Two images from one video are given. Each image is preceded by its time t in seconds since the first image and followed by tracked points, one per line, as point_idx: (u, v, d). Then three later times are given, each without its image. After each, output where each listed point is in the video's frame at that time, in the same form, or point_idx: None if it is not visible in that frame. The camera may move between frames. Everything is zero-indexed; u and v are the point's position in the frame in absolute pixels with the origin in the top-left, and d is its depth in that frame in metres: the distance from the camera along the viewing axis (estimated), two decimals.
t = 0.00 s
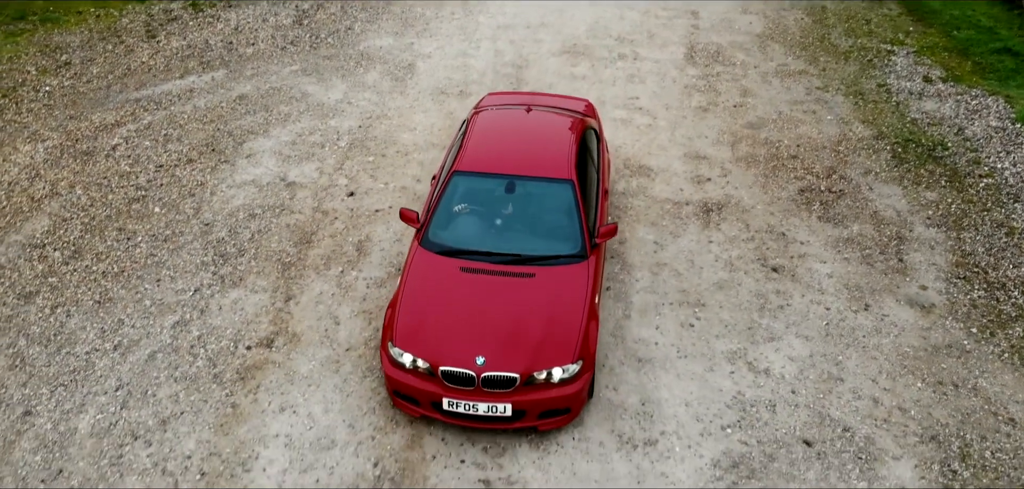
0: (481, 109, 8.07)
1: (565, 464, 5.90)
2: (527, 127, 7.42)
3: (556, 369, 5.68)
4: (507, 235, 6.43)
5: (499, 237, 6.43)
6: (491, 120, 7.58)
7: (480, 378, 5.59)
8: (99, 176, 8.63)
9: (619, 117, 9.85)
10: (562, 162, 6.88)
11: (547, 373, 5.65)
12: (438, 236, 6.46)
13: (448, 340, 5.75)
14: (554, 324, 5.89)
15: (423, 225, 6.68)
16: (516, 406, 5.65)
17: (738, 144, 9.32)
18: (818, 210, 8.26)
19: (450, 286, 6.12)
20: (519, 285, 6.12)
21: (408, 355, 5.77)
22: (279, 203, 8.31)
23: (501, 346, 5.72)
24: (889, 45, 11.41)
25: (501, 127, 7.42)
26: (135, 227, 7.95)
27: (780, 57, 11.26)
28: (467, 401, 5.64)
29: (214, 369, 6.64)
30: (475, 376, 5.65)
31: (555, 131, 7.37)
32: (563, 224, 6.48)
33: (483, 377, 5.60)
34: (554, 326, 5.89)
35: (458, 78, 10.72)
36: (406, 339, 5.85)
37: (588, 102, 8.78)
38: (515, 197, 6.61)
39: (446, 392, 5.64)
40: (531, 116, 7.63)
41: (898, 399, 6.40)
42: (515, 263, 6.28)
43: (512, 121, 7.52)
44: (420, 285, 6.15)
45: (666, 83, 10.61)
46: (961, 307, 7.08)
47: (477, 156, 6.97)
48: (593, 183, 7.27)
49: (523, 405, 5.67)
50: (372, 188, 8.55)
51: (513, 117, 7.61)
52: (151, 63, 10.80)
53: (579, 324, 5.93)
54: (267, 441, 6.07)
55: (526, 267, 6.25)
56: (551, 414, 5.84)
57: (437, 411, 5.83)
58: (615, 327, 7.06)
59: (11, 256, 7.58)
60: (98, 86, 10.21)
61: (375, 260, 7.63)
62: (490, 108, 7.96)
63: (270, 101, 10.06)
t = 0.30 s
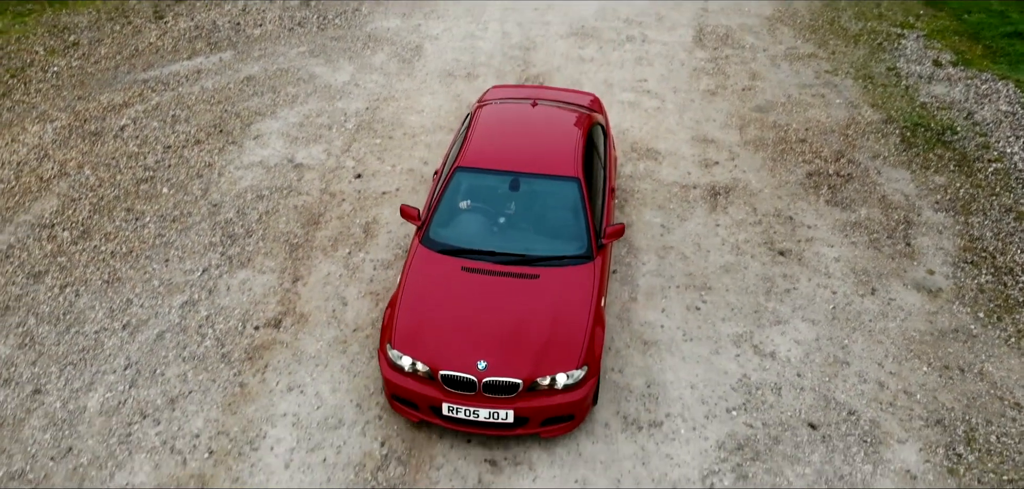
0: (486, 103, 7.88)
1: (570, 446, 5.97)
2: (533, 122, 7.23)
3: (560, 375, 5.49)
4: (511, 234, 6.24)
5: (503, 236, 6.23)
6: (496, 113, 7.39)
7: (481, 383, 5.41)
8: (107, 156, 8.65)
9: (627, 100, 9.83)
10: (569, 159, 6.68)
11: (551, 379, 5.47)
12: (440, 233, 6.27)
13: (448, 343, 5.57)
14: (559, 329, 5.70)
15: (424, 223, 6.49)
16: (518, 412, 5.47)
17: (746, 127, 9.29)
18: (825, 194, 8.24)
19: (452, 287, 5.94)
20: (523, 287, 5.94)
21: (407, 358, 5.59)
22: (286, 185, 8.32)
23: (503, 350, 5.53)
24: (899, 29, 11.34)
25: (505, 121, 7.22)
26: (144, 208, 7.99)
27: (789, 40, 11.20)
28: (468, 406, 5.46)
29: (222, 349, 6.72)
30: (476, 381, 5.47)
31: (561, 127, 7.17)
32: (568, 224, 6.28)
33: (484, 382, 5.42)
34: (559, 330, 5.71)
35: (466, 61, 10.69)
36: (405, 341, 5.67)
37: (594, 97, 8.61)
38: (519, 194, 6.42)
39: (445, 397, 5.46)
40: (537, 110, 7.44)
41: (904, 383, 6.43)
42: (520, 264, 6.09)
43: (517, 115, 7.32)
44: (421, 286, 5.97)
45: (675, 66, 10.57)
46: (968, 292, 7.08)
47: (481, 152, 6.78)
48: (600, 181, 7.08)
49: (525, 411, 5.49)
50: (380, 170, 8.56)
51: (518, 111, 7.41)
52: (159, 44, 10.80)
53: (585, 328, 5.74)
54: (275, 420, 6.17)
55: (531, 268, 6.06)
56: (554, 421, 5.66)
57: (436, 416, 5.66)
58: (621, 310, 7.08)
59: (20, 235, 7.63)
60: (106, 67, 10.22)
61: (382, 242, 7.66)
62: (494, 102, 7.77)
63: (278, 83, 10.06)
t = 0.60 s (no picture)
0: (489, 92, 7.64)
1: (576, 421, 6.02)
2: (538, 112, 6.97)
3: (564, 378, 5.30)
4: (514, 230, 6.02)
5: (506, 232, 6.01)
6: (500, 102, 7.16)
7: (482, 386, 5.21)
8: (117, 130, 8.67)
9: (636, 76, 9.79)
10: (574, 151, 6.44)
11: (555, 382, 5.27)
12: (440, 229, 6.05)
13: (448, 344, 5.37)
14: (564, 330, 5.49)
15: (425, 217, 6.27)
16: (520, 416, 5.28)
17: (757, 104, 9.24)
18: (835, 171, 8.22)
19: (452, 285, 5.73)
20: (526, 285, 5.72)
21: (405, 360, 5.39)
22: (295, 159, 8.34)
23: (505, 353, 5.33)
24: (912, 6, 11.23)
25: (510, 110, 6.99)
26: (153, 181, 8.02)
27: (801, 17, 11.12)
28: (468, 410, 5.27)
29: (231, 322, 6.78)
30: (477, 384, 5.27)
31: (567, 117, 6.93)
32: (574, 220, 6.06)
33: (485, 386, 5.22)
34: (563, 330, 5.50)
35: (475, 36, 10.65)
36: (404, 342, 5.47)
37: (601, 84, 8.37)
38: (523, 188, 6.19)
39: (445, 400, 5.27)
40: (542, 99, 7.20)
41: (910, 361, 6.45)
42: (523, 261, 5.87)
43: (522, 104, 7.08)
44: (420, 284, 5.77)
45: (685, 42, 10.51)
46: (977, 271, 7.07)
47: (484, 144, 6.54)
48: (607, 173, 6.85)
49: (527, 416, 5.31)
50: (388, 145, 8.57)
51: (523, 100, 7.17)
52: (168, 18, 10.78)
53: (590, 329, 5.53)
54: (284, 392, 6.23)
55: (534, 265, 5.84)
56: (558, 425, 5.48)
57: (435, 419, 5.48)
58: (628, 287, 7.10)
59: (31, 208, 7.67)
60: (115, 40, 10.22)
61: (390, 218, 7.68)
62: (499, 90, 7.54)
63: (287, 57, 10.04)
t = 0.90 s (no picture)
0: (492, 81, 7.37)
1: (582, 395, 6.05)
2: (542, 102, 6.72)
3: (567, 385, 5.13)
4: (516, 229, 5.81)
5: (508, 231, 5.80)
6: (503, 91, 6.91)
7: (482, 394, 5.05)
8: (127, 102, 8.68)
9: (647, 52, 9.74)
10: (580, 145, 6.20)
11: (558, 390, 5.11)
12: (440, 227, 5.86)
13: (447, 350, 5.20)
14: (567, 335, 5.32)
15: (424, 215, 6.06)
16: (522, 424, 5.13)
17: (768, 80, 9.20)
18: (845, 148, 8.19)
19: (452, 287, 5.54)
20: (528, 287, 5.54)
21: (403, 366, 5.23)
22: (304, 133, 8.35)
23: (506, 358, 5.16)
24: None
25: (513, 100, 6.74)
26: (164, 153, 8.05)
27: None
28: (469, 418, 5.12)
29: (241, 293, 6.82)
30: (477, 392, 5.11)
31: (573, 108, 6.67)
32: (578, 219, 5.85)
33: (485, 393, 5.06)
34: (566, 334, 5.32)
35: (484, 10, 10.59)
36: (402, 346, 5.30)
37: (608, 72, 8.08)
38: (526, 184, 5.98)
39: (444, 408, 5.12)
40: (548, 88, 6.95)
41: (918, 339, 6.46)
42: (526, 262, 5.68)
43: (526, 94, 6.83)
44: (419, 286, 5.59)
45: (696, 18, 10.44)
46: (986, 249, 7.05)
47: (485, 137, 6.31)
48: (613, 168, 6.63)
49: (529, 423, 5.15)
50: (397, 119, 8.56)
51: (527, 89, 6.91)
52: None
53: (594, 333, 5.36)
54: (294, 364, 6.28)
55: (537, 266, 5.65)
56: (561, 432, 5.33)
57: (435, 426, 5.33)
58: (636, 263, 7.11)
59: (42, 180, 7.71)
60: (124, 13, 10.21)
61: (399, 192, 7.69)
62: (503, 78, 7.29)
63: (296, 30, 10.01)
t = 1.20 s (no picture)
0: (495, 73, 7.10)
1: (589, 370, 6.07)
2: (545, 96, 6.45)
3: (569, 398, 4.92)
4: (517, 232, 5.57)
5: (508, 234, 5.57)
6: (506, 84, 6.67)
7: (481, 407, 4.84)
8: (137, 74, 8.70)
9: (658, 27, 9.68)
10: (584, 143, 5.96)
11: (559, 403, 4.90)
12: (438, 230, 5.63)
13: (444, 361, 4.99)
14: (569, 346, 5.10)
15: (422, 216, 5.83)
16: (521, 439, 4.92)
17: (779, 56, 9.14)
18: (857, 125, 8.16)
19: (450, 293, 5.33)
20: (529, 294, 5.32)
21: (398, 377, 5.03)
22: (314, 106, 8.35)
23: (505, 370, 4.94)
24: None
25: (516, 93, 6.49)
26: (174, 126, 8.07)
27: None
28: (467, 432, 4.91)
29: (251, 266, 6.86)
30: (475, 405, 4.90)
31: (577, 103, 6.40)
32: (582, 222, 5.60)
33: (483, 407, 4.85)
34: (568, 344, 5.11)
35: None
36: (397, 355, 5.10)
37: (616, 63, 7.78)
38: (527, 184, 5.74)
39: (441, 421, 4.91)
40: (552, 81, 6.70)
41: (926, 316, 6.46)
42: (527, 267, 5.45)
43: (529, 87, 6.57)
44: (415, 292, 5.37)
45: None
46: (996, 227, 7.04)
47: (486, 134, 6.07)
48: (620, 166, 6.38)
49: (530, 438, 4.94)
50: (406, 93, 8.55)
51: (530, 82, 6.65)
52: None
53: (598, 343, 5.14)
54: (303, 336, 6.32)
55: (538, 271, 5.42)
56: (563, 446, 5.12)
57: (432, 439, 5.13)
58: (644, 239, 7.12)
59: (53, 151, 7.76)
60: None
61: (408, 166, 7.69)
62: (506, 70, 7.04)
63: (305, 3, 9.98)
